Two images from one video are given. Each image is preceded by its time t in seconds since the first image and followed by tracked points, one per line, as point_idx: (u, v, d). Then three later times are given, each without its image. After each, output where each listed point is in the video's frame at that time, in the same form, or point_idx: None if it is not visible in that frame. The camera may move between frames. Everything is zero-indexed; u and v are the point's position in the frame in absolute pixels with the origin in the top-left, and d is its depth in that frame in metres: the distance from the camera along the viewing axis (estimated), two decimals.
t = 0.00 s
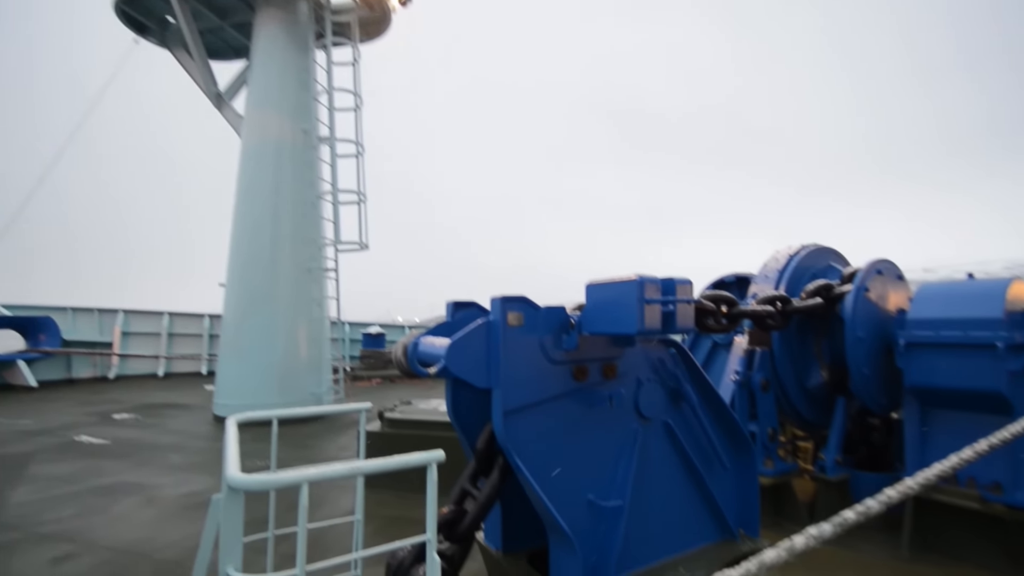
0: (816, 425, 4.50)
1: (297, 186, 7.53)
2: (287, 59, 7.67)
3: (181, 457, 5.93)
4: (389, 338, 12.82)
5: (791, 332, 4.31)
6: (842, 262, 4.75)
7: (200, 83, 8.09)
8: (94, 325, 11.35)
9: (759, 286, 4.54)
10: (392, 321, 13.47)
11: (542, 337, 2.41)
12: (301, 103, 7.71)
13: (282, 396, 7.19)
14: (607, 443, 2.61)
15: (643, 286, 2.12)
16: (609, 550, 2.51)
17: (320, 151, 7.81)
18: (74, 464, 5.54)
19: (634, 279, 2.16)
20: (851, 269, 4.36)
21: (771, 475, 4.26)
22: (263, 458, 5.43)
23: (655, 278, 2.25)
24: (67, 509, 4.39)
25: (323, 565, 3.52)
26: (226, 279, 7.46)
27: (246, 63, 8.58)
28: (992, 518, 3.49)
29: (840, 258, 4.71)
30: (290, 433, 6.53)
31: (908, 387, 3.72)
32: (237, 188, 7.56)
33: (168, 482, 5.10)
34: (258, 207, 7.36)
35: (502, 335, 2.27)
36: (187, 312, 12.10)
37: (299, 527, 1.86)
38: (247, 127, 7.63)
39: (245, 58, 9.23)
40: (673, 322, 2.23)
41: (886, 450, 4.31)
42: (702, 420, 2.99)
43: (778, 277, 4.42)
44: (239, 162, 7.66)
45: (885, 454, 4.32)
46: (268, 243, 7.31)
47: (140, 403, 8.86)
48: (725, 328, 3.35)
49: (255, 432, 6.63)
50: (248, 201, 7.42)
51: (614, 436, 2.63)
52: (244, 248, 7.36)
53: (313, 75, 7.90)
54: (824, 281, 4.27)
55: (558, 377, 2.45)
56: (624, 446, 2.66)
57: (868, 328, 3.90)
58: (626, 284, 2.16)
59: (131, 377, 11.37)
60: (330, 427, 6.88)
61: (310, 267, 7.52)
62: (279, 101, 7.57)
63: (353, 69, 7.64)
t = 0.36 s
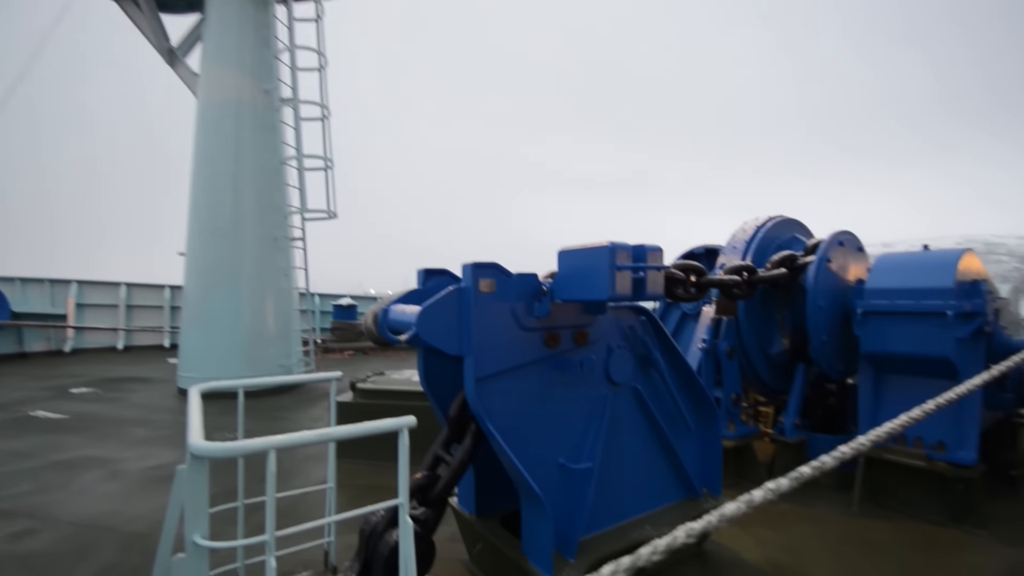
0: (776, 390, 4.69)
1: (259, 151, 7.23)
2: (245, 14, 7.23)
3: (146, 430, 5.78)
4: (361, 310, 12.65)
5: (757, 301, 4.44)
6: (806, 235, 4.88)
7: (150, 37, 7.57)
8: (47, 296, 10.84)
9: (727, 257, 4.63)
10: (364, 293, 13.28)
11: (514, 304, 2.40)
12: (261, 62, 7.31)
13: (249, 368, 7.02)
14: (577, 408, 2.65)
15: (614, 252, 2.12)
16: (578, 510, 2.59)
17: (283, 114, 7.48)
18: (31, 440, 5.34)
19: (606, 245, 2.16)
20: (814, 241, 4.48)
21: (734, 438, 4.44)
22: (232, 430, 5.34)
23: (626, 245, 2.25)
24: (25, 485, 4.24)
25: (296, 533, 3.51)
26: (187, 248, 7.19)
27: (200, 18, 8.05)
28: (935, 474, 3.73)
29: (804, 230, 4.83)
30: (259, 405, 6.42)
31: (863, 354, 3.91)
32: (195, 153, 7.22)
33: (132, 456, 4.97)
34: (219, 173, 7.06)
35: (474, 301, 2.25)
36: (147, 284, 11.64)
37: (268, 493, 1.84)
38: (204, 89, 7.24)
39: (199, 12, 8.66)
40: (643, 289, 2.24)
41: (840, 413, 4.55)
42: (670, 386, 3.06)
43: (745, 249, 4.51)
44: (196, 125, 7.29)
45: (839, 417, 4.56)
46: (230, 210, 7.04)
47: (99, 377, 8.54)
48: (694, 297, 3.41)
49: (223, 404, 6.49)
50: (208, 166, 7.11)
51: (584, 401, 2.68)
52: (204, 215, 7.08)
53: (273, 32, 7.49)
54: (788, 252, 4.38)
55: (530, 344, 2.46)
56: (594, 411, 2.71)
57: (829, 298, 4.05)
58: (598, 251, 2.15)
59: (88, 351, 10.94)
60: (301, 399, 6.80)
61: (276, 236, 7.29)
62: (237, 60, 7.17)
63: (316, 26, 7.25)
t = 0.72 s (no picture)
0: (740, 364, 4.85)
1: (218, 122, 6.90)
2: None
3: (104, 414, 5.57)
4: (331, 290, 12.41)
5: (723, 278, 4.54)
6: (771, 213, 4.99)
7: None
8: None
9: (695, 235, 4.69)
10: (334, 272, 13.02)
11: (482, 280, 2.38)
12: (218, 28, 6.93)
13: (213, 348, 6.81)
14: (545, 383, 2.67)
15: (582, 227, 2.12)
16: (547, 482, 2.63)
17: (243, 83, 7.14)
18: None
19: (574, 220, 2.15)
20: (779, 219, 4.59)
21: (698, 411, 4.57)
22: (197, 412, 5.21)
23: (593, 220, 2.25)
24: None
25: (265, 513, 3.47)
26: (142, 225, 6.88)
27: None
28: (884, 441, 3.94)
29: (769, 209, 4.94)
30: (225, 386, 6.27)
31: (821, 328, 4.05)
32: (149, 123, 6.87)
33: (90, 440, 4.80)
34: (175, 145, 6.73)
35: (441, 277, 2.22)
36: (101, 263, 11.10)
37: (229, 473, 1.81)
38: (156, 56, 6.85)
39: None
40: (610, 264, 2.25)
41: (798, 385, 4.74)
42: (637, 360, 3.12)
43: (713, 227, 4.58)
44: (149, 94, 6.91)
45: (798, 389, 4.74)
46: (188, 185, 6.74)
47: (52, 360, 8.17)
48: (663, 274, 3.46)
49: (186, 386, 6.30)
50: (163, 138, 6.76)
51: (553, 376, 2.70)
52: (160, 190, 6.76)
53: None
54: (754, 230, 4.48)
55: (499, 320, 2.45)
56: (562, 386, 2.74)
57: (790, 274, 4.18)
58: (566, 226, 2.14)
59: (40, 333, 10.43)
60: (269, 380, 6.67)
61: (238, 212, 7.03)
62: (192, 25, 6.79)
63: None
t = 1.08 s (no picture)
0: (703, 345, 4.97)
1: (171, 100, 6.57)
2: None
3: (55, 408, 5.33)
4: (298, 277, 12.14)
5: (687, 262, 4.62)
6: (734, 198, 5.08)
7: None
8: None
9: (661, 219, 4.74)
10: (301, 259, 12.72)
11: (444, 264, 2.35)
12: None
13: (172, 338, 6.58)
14: (510, 367, 2.67)
15: (542, 210, 2.10)
16: (512, 465, 2.65)
17: (197, 60, 6.81)
18: None
19: (534, 203, 2.13)
20: (741, 203, 4.69)
21: (664, 391, 4.67)
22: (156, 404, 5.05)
23: (555, 203, 2.24)
24: None
25: (227, 501, 3.44)
26: (92, 209, 6.55)
27: None
28: (838, 417, 4.12)
29: (732, 193, 5.03)
30: (186, 376, 6.08)
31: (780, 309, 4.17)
32: (96, 101, 6.50)
33: (40, 435, 4.59)
34: (124, 124, 6.39)
35: (401, 262, 2.18)
36: (51, 250, 10.55)
37: (177, 466, 1.75)
38: (102, 30, 6.46)
39: None
40: (571, 247, 2.25)
41: (759, 365, 4.89)
42: (601, 343, 3.16)
43: (678, 211, 4.63)
44: (95, 69, 6.52)
45: (758, 368, 4.90)
46: (140, 167, 6.43)
47: None
48: (628, 257, 3.49)
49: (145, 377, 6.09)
50: (111, 117, 6.41)
51: (518, 360, 2.71)
52: (110, 172, 6.43)
53: None
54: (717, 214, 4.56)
55: (462, 305, 2.43)
56: (527, 369, 2.75)
57: (751, 257, 4.29)
58: (526, 209, 2.13)
59: None
60: (233, 369, 6.50)
61: (195, 196, 6.75)
62: None
63: None
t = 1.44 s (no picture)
0: (666, 333, 5.06)
1: (116, 83, 6.22)
2: None
3: None
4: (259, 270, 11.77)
5: (650, 251, 4.68)
6: (695, 187, 5.16)
7: None
8: None
9: (624, 209, 4.77)
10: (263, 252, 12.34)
11: (400, 255, 2.29)
12: None
13: (123, 334, 6.27)
14: (471, 358, 2.65)
15: (498, 198, 2.06)
16: (473, 456, 2.64)
17: (144, 41, 6.46)
18: None
19: (490, 191, 2.09)
20: (702, 193, 4.77)
21: (627, 378, 4.73)
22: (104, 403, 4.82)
23: (511, 192, 2.20)
24: None
25: (178, 500, 3.34)
26: (31, 199, 6.17)
27: None
28: (793, 400, 4.26)
29: (694, 183, 5.11)
30: (139, 374, 5.84)
31: (738, 297, 4.27)
32: (32, 84, 6.10)
33: None
34: (64, 108, 6.02)
35: (355, 252, 2.11)
36: None
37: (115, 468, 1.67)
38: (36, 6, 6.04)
39: None
40: (529, 236, 2.22)
41: (719, 351, 5.02)
42: (563, 332, 3.17)
43: (641, 201, 4.66)
44: (30, 49, 6.11)
45: (720, 355, 5.02)
46: (82, 154, 6.08)
47: None
48: (590, 247, 3.50)
49: (94, 375, 5.81)
50: (49, 100, 6.03)
51: (479, 351, 2.68)
52: (49, 159, 6.06)
53: None
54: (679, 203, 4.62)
55: (420, 296, 2.38)
56: (488, 360, 2.73)
57: (711, 246, 4.37)
58: (482, 197, 2.08)
59: None
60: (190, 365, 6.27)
61: (145, 185, 6.42)
62: None
63: None
